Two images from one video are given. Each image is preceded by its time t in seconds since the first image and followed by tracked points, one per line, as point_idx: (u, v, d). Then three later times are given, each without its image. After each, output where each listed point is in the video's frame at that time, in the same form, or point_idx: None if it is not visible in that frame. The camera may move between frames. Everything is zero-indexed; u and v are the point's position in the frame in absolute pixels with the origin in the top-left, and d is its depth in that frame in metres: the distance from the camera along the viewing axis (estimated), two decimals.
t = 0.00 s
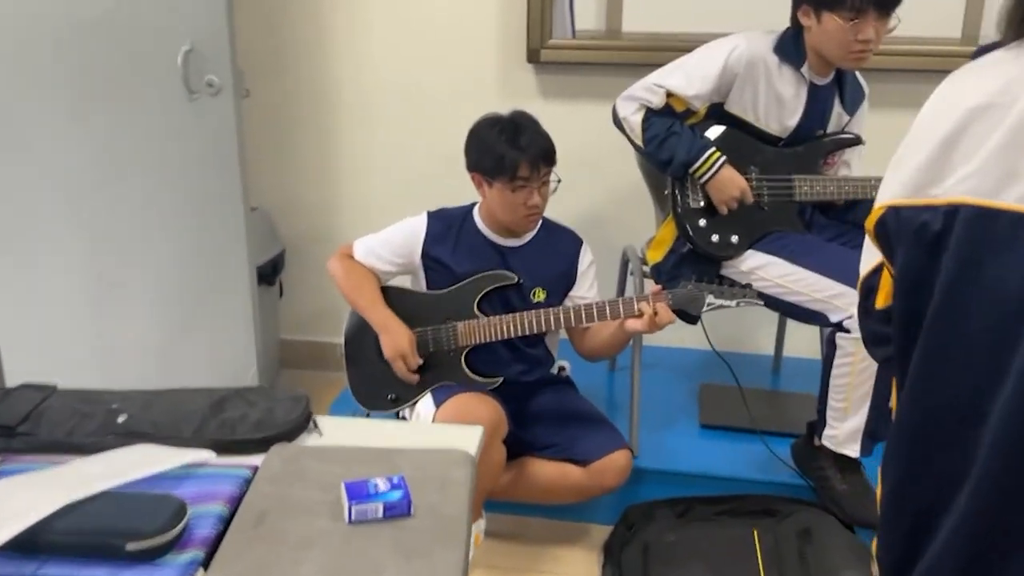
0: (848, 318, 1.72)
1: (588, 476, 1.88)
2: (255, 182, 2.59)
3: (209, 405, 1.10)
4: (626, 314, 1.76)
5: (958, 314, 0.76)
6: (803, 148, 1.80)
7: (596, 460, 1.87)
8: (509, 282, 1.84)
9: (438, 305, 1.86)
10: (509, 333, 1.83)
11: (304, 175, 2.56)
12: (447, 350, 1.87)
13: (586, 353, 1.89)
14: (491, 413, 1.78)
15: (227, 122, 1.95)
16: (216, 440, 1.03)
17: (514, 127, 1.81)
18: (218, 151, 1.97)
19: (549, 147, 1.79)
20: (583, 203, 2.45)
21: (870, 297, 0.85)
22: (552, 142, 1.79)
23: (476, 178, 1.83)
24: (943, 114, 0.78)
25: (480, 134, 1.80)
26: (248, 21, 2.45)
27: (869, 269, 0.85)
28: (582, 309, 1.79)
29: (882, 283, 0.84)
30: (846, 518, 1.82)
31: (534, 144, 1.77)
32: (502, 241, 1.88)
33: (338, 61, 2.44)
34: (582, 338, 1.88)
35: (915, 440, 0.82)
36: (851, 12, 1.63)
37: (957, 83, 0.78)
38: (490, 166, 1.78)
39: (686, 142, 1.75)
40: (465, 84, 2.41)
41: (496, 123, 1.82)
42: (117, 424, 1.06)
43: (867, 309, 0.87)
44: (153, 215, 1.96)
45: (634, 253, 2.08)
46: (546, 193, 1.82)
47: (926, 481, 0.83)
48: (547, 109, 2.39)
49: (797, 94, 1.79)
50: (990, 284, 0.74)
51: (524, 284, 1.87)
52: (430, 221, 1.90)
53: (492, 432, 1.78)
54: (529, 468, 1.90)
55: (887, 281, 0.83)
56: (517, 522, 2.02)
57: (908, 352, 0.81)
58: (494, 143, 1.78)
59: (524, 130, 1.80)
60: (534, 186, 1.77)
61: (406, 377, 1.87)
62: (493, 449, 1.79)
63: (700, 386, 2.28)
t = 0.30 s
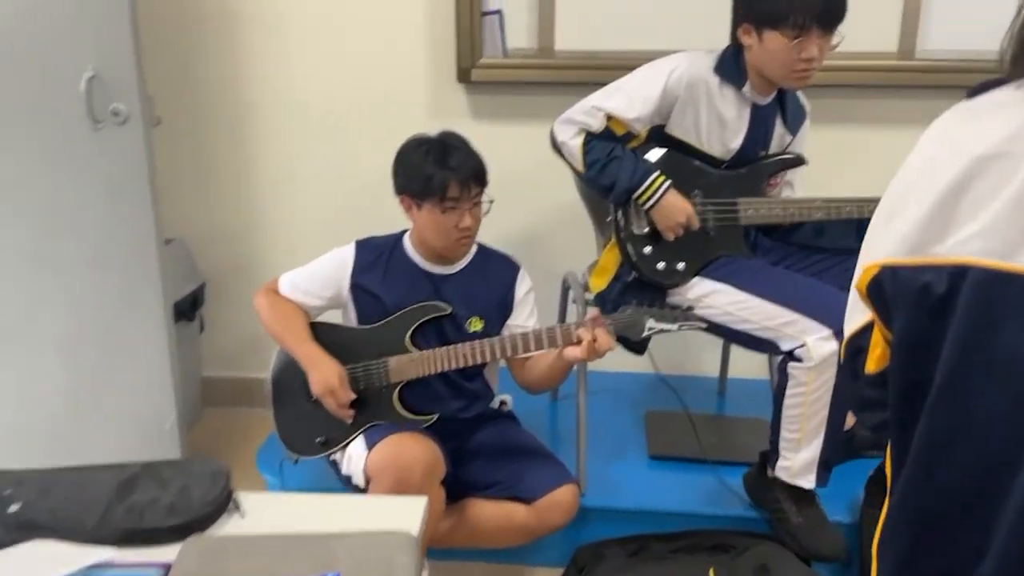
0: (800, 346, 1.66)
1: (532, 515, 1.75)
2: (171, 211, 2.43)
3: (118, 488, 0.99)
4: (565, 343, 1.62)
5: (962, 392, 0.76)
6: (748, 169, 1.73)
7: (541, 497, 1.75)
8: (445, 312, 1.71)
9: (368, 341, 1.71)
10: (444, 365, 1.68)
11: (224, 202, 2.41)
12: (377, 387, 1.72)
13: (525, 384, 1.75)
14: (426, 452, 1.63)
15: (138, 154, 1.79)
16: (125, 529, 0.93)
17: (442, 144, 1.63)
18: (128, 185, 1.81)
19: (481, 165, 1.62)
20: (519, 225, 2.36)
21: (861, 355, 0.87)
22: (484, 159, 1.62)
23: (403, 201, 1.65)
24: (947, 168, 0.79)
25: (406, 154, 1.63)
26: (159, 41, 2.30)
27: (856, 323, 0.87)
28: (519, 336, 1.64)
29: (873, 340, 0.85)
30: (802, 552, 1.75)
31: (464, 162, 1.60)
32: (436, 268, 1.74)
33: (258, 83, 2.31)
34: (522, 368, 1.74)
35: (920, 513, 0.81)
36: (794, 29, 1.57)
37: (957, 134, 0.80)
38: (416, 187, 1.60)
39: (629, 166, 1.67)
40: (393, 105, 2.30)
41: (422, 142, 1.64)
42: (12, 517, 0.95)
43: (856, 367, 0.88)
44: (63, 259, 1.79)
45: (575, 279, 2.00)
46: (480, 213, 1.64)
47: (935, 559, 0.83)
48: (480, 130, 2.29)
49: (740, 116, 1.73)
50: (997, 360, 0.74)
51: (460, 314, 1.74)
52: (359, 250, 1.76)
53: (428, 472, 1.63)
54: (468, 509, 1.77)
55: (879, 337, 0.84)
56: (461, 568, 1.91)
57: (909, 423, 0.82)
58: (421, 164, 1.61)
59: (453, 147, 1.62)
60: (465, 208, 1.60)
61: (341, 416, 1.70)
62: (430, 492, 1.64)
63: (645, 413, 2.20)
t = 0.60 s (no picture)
0: (754, 357, 1.58)
1: (480, 542, 1.61)
2: (81, 226, 2.26)
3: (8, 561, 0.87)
4: (514, 355, 1.52)
5: (982, 445, 0.79)
6: (695, 174, 1.67)
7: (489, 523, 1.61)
8: (385, 330, 1.59)
9: (298, 366, 1.59)
10: (388, 386, 1.56)
11: (138, 216, 2.25)
12: (314, 414, 1.59)
13: (468, 400, 1.62)
14: (373, 483, 1.50)
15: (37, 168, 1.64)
16: None
17: (372, 151, 1.52)
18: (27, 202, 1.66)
19: (415, 172, 1.52)
20: (455, 233, 2.25)
21: (859, 403, 0.90)
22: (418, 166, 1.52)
23: (331, 212, 1.54)
24: (957, 193, 0.81)
25: (332, 162, 1.52)
26: (61, 44, 2.13)
27: (854, 369, 0.89)
28: (467, 350, 1.54)
29: (872, 387, 0.88)
30: (759, 570, 1.69)
31: (396, 169, 1.50)
32: (369, 281, 1.61)
33: (171, 87, 2.16)
34: (465, 385, 1.62)
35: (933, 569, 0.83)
36: (741, 28, 1.50)
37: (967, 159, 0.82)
38: (346, 197, 1.49)
39: (571, 173, 1.58)
40: (318, 109, 2.17)
41: (349, 149, 1.53)
42: None
43: (855, 414, 0.91)
44: None
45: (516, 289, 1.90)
46: (414, 224, 1.54)
47: None
48: (411, 134, 2.18)
49: (684, 117, 1.66)
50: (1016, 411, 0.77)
51: (395, 330, 1.61)
52: (284, 268, 1.61)
53: (375, 505, 1.49)
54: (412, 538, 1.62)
55: (880, 385, 0.87)
56: None
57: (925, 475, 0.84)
58: (350, 171, 1.50)
59: (385, 155, 1.52)
60: (400, 218, 1.49)
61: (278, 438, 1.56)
62: (377, 524, 1.50)
63: (592, 425, 2.13)
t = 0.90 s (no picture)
0: (719, 374, 1.53)
1: None
2: None
3: None
4: (475, 373, 1.44)
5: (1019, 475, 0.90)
6: (650, 185, 1.62)
7: (448, 555, 1.51)
8: (334, 356, 1.50)
9: (242, 399, 1.50)
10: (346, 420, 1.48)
11: (60, 236, 2.11)
12: (263, 453, 1.50)
13: (426, 420, 1.57)
14: (335, 527, 1.42)
15: None
16: None
17: (315, 167, 1.43)
18: None
19: (361, 190, 1.43)
20: (400, 248, 2.16)
21: (892, 447, 1.01)
22: (363, 185, 1.43)
23: (270, 233, 1.44)
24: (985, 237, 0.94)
25: (272, 178, 1.42)
26: None
27: (888, 414, 1.01)
28: (424, 371, 1.45)
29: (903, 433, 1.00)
30: None
31: (342, 188, 1.41)
32: (311, 305, 1.52)
33: (92, 99, 2.03)
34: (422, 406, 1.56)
35: None
36: (698, 36, 1.46)
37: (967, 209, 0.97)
38: (289, 218, 1.40)
39: (526, 188, 1.53)
40: (252, 121, 2.06)
41: (290, 165, 1.43)
42: None
43: (885, 461, 1.02)
44: None
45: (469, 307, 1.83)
46: (360, 246, 1.45)
47: None
48: (352, 146, 2.08)
49: (640, 128, 1.61)
50: None
51: (344, 355, 1.53)
52: (218, 297, 1.51)
53: (338, 548, 1.41)
54: None
55: (920, 429, 0.97)
56: None
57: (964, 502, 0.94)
58: (294, 192, 1.40)
59: (329, 172, 1.42)
60: (347, 240, 1.41)
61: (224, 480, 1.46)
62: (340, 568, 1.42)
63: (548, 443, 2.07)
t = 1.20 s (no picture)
0: (718, 383, 1.49)
1: None
2: None
3: None
4: (462, 400, 1.36)
5: None
6: (640, 189, 1.58)
7: None
8: (315, 378, 1.40)
9: (213, 423, 1.39)
10: (323, 445, 1.37)
11: (11, 250, 2.00)
12: (236, 482, 1.39)
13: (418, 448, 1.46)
14: (311, 558, 1.31)
15: None
16: None
17: (296, 185, 1.35)
18: None
19: (345, 209, 1.36)
20: (373, 256, 2.09)
21: (988, 479, 1.03)
22: (346, 203, 1.36)
23: (247, 253, 1.36)
24: None
25: (250, 195, 1.35)
26: None
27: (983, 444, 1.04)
28: (407, 395, 1.36)
29: (1006, 466, 1.02)
30: None
31: (324, 210, 1.33)
32: (289, 327, 1.42)
33: (44, 105, 1.92)
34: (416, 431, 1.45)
35: None
36: (692, 37, 1.42)
37: None
38: (269, 241, 1.33)
39: (515, 197, 1.48)
40: (216, 127, 1.96)
41: (270, 181, 1.36)
42: None
43: (977, 494, 1.05)
44: None
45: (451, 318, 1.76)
46: (343, 268, 1.39)
47: None
48: (322, 152, 2.00)
49: (630, 131, 1.57)
50: None
51: (323, 378, 1.42)
52: (188, 318, 1.40)
53: None
54: None
55: None
56: None
57: None
58: (275, 212, 1.33)
59: (310, 190, 1.35)
60: (331, 264, 1.34)
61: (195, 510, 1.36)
62: None
63: (532, 456, 2.02)
